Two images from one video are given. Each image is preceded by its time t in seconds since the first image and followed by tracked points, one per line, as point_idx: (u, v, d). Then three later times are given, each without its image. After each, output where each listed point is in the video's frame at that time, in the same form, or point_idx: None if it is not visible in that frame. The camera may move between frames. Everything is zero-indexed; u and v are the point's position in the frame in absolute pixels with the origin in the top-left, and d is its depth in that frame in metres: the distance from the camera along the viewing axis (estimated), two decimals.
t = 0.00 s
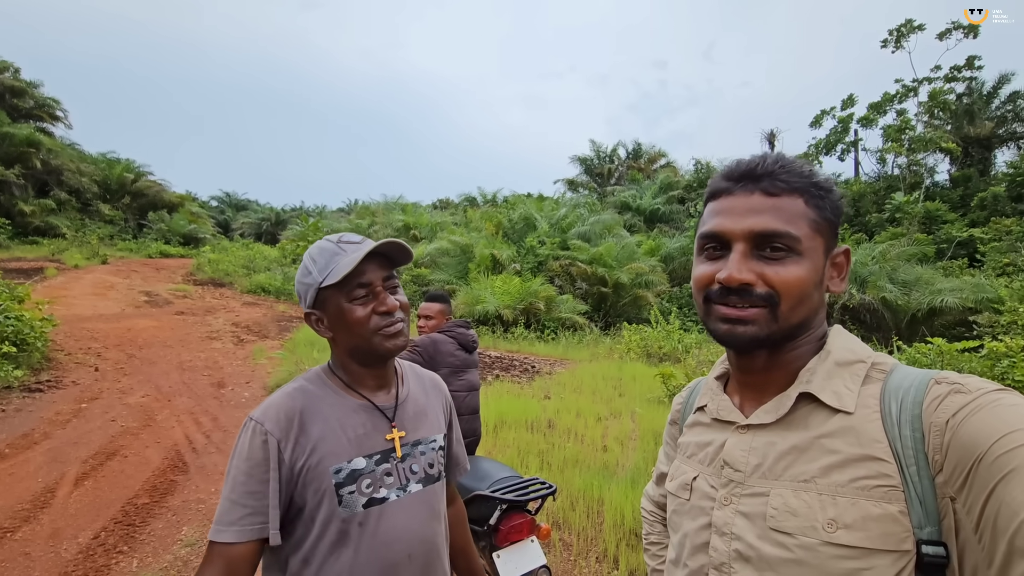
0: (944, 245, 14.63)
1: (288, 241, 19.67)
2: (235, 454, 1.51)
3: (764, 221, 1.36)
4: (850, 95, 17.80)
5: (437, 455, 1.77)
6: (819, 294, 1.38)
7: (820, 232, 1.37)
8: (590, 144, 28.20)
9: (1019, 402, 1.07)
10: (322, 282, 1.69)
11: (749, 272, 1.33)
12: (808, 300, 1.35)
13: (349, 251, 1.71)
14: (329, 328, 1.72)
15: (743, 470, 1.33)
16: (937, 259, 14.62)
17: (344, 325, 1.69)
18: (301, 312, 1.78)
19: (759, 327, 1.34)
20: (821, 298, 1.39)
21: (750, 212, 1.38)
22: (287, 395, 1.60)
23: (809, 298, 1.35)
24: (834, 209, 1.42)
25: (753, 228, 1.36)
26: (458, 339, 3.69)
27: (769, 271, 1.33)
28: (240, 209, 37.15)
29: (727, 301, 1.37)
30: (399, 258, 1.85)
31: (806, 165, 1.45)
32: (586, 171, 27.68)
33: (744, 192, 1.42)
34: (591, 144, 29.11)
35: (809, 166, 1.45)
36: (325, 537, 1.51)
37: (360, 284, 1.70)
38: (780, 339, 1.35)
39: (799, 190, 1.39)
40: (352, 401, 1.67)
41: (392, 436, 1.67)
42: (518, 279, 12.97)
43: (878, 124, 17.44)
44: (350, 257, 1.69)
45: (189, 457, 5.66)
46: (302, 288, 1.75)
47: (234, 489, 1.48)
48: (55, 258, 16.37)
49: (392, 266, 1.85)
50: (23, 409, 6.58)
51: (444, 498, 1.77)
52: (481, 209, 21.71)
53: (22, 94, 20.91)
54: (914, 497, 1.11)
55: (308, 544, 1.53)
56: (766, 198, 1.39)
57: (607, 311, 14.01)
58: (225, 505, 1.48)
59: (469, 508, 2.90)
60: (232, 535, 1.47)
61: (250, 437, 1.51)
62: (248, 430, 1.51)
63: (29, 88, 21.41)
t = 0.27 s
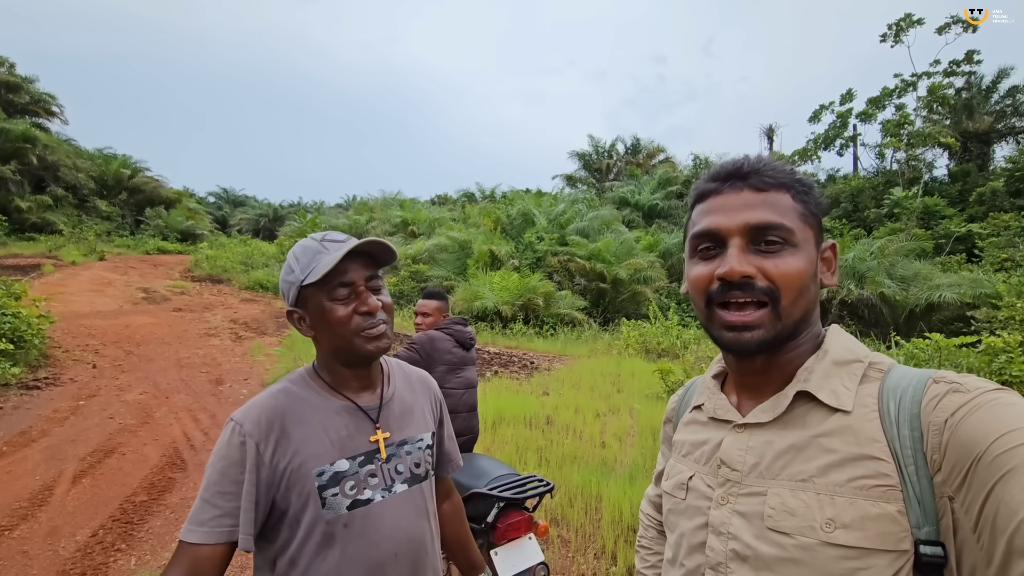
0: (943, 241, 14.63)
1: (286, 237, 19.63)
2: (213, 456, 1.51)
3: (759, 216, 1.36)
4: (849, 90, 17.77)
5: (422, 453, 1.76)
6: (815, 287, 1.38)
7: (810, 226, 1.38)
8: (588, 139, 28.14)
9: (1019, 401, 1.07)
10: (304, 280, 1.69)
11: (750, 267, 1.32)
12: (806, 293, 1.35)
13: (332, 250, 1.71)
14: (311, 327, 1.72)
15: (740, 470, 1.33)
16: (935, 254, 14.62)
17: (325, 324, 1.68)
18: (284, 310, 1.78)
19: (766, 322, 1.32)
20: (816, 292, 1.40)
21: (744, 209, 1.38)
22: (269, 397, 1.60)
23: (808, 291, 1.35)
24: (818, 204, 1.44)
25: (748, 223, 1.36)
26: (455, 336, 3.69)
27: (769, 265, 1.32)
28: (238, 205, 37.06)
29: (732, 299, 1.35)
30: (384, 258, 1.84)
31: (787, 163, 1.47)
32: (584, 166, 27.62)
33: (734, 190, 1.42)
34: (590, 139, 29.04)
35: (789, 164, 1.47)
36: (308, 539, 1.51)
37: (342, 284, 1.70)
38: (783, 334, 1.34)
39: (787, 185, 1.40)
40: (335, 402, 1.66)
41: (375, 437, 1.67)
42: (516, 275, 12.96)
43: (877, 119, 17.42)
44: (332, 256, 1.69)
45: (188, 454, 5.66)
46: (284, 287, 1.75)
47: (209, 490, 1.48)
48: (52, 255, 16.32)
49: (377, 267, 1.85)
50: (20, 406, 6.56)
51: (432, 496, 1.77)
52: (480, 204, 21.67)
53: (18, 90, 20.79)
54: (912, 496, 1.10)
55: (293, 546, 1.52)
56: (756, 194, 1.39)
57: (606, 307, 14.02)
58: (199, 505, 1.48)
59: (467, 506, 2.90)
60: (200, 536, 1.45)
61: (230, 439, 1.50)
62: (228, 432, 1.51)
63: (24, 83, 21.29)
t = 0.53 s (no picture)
0: (945, 234, 14.58)
1: (287, 232, 19.63)
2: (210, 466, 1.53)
3: (743, 218, 1.35)
4: (852, 83, 17.66)
5: (414, 451, 1.76)
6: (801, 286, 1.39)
7: (793, 225, 1.38)
8: (589, 133, 28.05)
9: (1008, 397, 1.07)
10: (301, 269, 1.70)
11: (737, 269, 1.32)
12: (793, 292, 1.35)
13: (331, 242, 1.73)
14: (303, 318, 1.73)
15: (734, 469, 1.33)
16: (937, 248, 14.58)
17: (316, 315, 1.69)
18: (278, 300, 1.79)
19: (755, 324, 1.32)
20: (802, 290, 1.40)
21: (728, 211, 1.37)
22: (259, 400, 1.60)
23: (795, 290, 1.35)
24: (799, 202, 1.44)
25: (733, 226, 1.36)
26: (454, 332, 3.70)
27: (755, 266, 1.32)
28: (239, 199, 37.05)
29: (722, 303, 1.34)
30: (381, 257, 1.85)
31: (767, 163, 1.48)
32: (585, 160, 27.54)
33: (717, 193, 1.41)
34: (591, 133, 28.94)
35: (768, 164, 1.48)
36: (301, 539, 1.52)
37: (338, 274, 1.71)
38: (772, 334, 1.34)
39: (768, 185, 1.40)
40: (323, 400, 1.67)
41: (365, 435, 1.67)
42: (517, 269, 12.96)
43: (880, 112, 17.32)
44: (330, 246, 1.71)
45: (189, 449, 5.68)
46: (281, 276, 1.76)
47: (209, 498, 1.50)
48: (53, 250, 16.34)
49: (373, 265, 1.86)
50: (23, 401, 6.59)
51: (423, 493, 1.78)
52: (480, 199, 21.64)
53: (17, 85, 20.75)
54: (905, 493, 1.10)
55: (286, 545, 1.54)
56: (739, 196, 1.38)
57: (606, 301, 14.02)
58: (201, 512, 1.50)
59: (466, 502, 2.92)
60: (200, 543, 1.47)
61: (225, 450, 1.52)
62: (222, 441, 1.53)
63: (24, 78, 21.25)
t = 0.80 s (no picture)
0: (953, 232, 14.48)
1: (293, 230, 19.70)
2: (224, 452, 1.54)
3: (740, 221, 1.35)
4: (859, 79, 17.53)
5: (422, 445, 1.77)
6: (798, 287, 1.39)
7: (788, 227, 1.38)
8: (595, 130, 27.98)
9: (1007, 400, 1.07)
10: (306, 269, 1.73)
11: (733, 273, 1.32)
12: (790, 294, 1.35)
13: (333, 241, 1.75)
14: (310, 316, 1.76)
15: (731, 472, 1.33)
16: (945, 245, 14.48)
17: (321, 312, 1.71)
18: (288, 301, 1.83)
19: (753, 328, 1.32)
20: (799, 290, 1.40)
21: (724, 214, 1.37)
22: (273, 392, 1.63)
23: (792, 292, 1.35)
24: (794, 203, 1.44)
25: (728, 230, 1.36)
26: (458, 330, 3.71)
27: (752, 269, 1.32)
28: (245, 196, 37.20)
29: (719, 307, 1.34)
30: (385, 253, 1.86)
31: (762, 164, 1.47)
32: (590, 158, 27.48)
33: (713, 195, 1.41)
34: (596, 130, 28.87)
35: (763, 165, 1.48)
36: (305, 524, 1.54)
37: (341, 272, 1.73)
38: (769, 336, 1.34)
39: (764, 187, 1.40)
40: (332, 394, 1.69)
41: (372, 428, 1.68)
42: (522, 267, 12.97)
43: (887, 108, 17.19)
44: (332, 246, 1.73)
45: (195, 446, 5.72)
46: (289, 277, 1.80)
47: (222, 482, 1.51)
48: (61, 247, 16.46)
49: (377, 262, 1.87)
50: (32, 398, 6.65)
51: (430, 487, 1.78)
52: (485, 196, 21.65)
53: (26, 83, 20.89)
54: (902, 495, 1.10)
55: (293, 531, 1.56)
56: (735, 199, 1.38)
57: (611, 299, 14.01)
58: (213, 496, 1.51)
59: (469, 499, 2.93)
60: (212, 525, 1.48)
61: (238, 436, 1.53)
62: (237, 428, 1.54)
63: (32, 76, 21.38)
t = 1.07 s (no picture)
0: (962, 231, 14.38)
1: (299, 229, 19.80)
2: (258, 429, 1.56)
3: (732, 215, 1.37)
4: (868, 77, 17.41)
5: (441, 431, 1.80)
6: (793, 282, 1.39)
7: (783, 222, 1.39)
8: (600, 129, 27.94)
9: (1005, 392, 1.08)
10: (341, 261, 1.76)
11: (726, 266, 1.34)
12: (784, 289, 1.36)
13: (366, 235, 1.79)
14: (343, 306, 1.78)
15: (731, 467, 1.34)
16: (954, 245, 14.38)
17: (355, 302, 1.74)
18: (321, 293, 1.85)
19: (747, 321, 1.33)
20: (797, 284, 1.41)
21: (717, 210, 1.39)
22: (308, 373, 1.65)
23: (786, 287, 1.36)
24: (790, 199, 1.45)
25: (721, 224, 1.37)
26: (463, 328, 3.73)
27: (745, 263, 1.33)
28: (252, 196, 37.41)
29: (711, 301, 1.35)
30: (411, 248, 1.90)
31: (758, 160, 1.48)
32: (596, 157, 27.45)
33: (707, 191, 1.43)
34: (602, 129, 28.84)
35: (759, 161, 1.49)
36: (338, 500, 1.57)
37: (373, 263, 1.76)
38: (765, 330, 1.35)
39: (757, 182, 1.41)
40: (363, 378, 1.71)
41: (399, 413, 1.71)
42: (527, 266, 12.99)
43: (896, 107, 17.07)
44: (365, 239, 1.76)
45: (204, 442, 5.78)
46: (324, 270, 1.83)
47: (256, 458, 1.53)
48: (71, 246, 16.62)
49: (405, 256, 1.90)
50: (43, 395, 6.73)
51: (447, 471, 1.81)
52: (491, 195, 21.68)
53: (36, 84, 21.09)
54: (900, 488, 1.11)
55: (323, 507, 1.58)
56: (728, 194, 1.40)
57: (617, 298, 14.00)
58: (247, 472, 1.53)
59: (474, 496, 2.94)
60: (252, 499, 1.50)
61: (275, 412, 1.55)
62: (272, 405, 1.56)
63: (42, 77, 21.57)
